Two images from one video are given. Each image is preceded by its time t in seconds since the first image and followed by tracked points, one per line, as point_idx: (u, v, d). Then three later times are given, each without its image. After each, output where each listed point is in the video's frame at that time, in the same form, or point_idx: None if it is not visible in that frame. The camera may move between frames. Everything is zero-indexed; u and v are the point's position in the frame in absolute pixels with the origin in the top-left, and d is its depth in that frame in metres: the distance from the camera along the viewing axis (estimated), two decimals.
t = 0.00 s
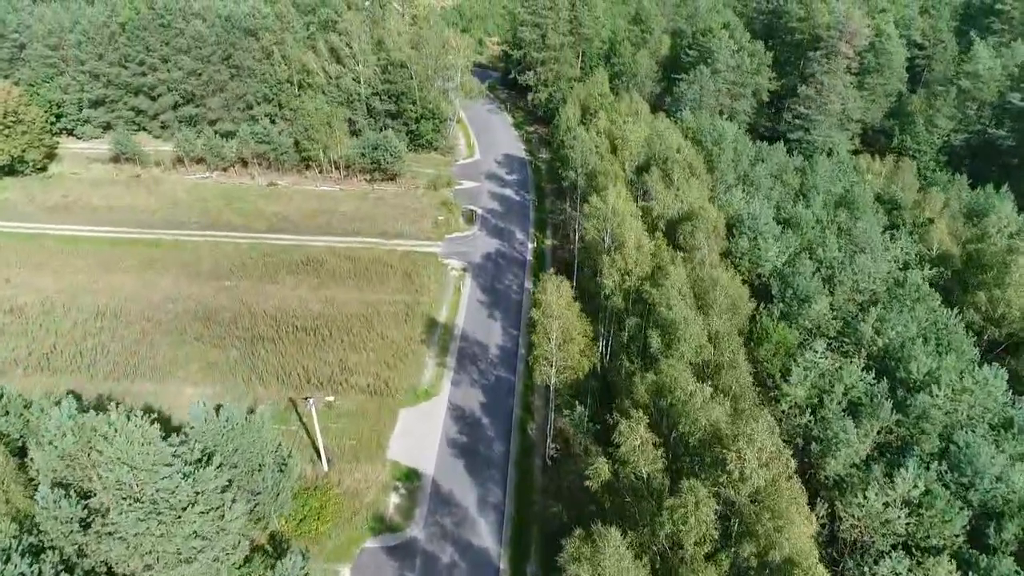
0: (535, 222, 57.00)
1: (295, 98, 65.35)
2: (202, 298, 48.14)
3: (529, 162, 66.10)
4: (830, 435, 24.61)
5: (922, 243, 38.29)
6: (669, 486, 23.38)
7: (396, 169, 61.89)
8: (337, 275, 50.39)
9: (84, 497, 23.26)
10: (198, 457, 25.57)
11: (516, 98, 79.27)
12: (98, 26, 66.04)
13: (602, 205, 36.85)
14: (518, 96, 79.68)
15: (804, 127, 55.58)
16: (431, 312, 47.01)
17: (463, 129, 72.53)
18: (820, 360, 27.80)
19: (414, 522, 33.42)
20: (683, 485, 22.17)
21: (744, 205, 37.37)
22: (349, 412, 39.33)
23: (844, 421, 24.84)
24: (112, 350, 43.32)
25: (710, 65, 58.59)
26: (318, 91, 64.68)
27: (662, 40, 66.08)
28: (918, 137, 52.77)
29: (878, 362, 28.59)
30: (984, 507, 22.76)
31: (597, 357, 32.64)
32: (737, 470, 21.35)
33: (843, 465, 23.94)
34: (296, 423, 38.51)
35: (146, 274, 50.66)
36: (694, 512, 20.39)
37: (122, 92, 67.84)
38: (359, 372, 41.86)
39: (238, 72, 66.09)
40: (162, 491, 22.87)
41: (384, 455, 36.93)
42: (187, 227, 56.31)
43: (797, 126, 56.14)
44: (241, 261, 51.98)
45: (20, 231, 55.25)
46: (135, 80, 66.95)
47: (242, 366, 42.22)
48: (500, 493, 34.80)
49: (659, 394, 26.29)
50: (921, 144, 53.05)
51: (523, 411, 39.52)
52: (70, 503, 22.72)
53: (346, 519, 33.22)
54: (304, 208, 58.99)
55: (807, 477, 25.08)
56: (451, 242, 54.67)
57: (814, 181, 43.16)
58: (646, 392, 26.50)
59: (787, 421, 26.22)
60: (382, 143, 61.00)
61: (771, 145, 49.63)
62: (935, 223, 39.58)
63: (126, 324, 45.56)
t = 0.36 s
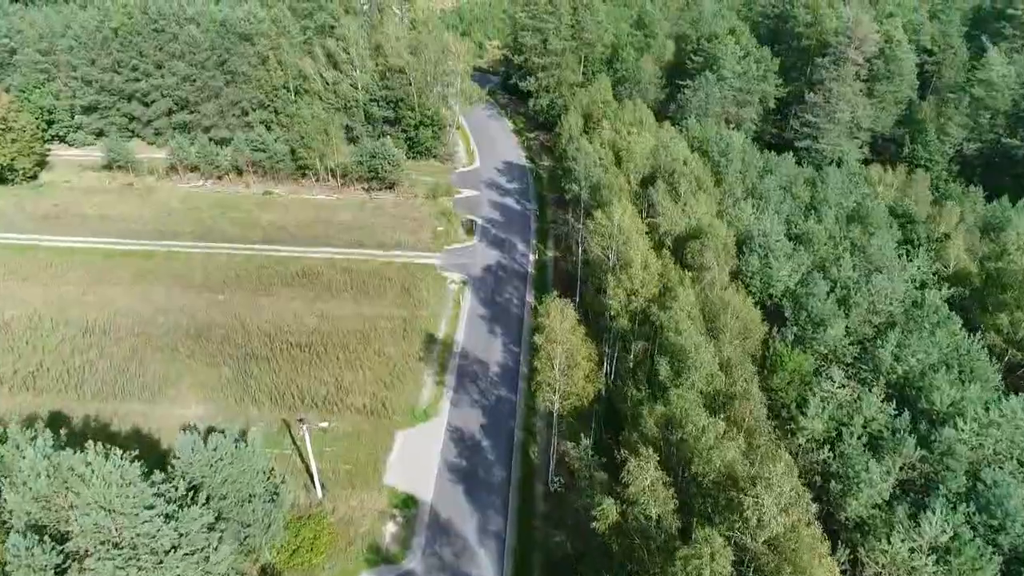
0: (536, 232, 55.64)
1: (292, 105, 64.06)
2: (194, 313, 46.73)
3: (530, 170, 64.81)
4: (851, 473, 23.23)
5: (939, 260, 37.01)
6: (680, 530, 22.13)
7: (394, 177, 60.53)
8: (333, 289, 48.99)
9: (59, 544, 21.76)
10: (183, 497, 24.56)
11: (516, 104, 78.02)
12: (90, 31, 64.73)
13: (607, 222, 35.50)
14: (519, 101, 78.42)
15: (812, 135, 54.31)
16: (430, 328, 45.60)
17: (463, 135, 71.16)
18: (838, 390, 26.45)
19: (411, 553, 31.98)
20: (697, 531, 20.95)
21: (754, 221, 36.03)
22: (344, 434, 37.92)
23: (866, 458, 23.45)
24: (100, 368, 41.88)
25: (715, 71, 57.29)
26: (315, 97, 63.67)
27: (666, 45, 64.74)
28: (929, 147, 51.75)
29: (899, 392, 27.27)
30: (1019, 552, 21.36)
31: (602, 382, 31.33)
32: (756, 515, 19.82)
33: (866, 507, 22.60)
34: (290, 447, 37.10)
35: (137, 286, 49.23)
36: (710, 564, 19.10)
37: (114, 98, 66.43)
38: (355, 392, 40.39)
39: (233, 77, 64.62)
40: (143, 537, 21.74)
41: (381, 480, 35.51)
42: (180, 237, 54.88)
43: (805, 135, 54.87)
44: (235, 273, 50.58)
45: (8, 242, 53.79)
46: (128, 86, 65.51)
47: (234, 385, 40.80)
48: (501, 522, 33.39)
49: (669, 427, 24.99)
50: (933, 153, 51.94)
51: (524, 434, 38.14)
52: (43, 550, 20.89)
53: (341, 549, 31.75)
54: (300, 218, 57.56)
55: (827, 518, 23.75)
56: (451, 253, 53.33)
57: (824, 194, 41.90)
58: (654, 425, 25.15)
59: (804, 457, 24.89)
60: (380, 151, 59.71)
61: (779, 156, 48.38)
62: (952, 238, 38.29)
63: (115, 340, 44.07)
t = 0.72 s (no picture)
0: (538, 243, 54.37)
1: (289, 112, 62.94)
2: (187, 328, 45.40)
3: (532, 178, 63.56)
4: (876, 516, 21.90)
5: (958, 277, 35.74)
6: None
7: (392, 186, 59.25)
8: (329, 302, 47.68)
9: None
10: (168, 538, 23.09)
11: (518, 109, 76.86)
12: (83, 36, 63.45)
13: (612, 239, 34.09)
14: (520, 107, 77.25)
15: (821, 144, 53.07)
16: (429, 344, 44.29)
17: (463, 142, 69.91)
18: (857, 422, 25.18)
19: None
20: None
21: (765, 237, 34.74)
22: (340, 457, 36.57)
23: (890, 498, 22.18)
24: (88, 386, 40.60)
25: (721, 78, 56.04)
26: (312, 104, 62.28)
27: (670, 50, 63.44)
28: (943, 157, 50.72)
29: (921, 423, 26.00)
30: None
31: (608, 409, 29.99)
32: (777, 567, 18.48)
33: (891, 553, 21.33)
34: (284, 471, 35.78)
35: (128, 300, 47.91)
36: None
37: (108, 104, 65.22)
38: (351, 412, 39.08)
39: (229, 83, 63.32)
40: None
41: (378, 507, 34.16)
42: (173, 248, 53.57)
43: (814, 144, 53.62)
44: (229, 286, 49.27)
45: None
46: (122, 92, 64.27)
47: (227, 405, 39.50)
48: (502, 552, 32.03)
49: (682, 464, 23.61)
50: (946, 163, 50.86)
51: (526, 457, 36.84)
52: None
53: None
54: (296, 228, 56.23)
55: (849, 562, 22.49)
56: (451, 265, 52.04)
57: (836, 208, 40.68)
58: (665, 460, 23.85)
59: (823, 495, 23.61)
60: (378, 159, 58.43)
61: (787, 166, 47.21)
62: (970, 255, 37.07)
63: (104, 357, 42.75)
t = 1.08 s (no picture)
0: (541, 255, 52.95)
1: (286, 119, 61.57)
2: (178, 345, 44.01)
3: (534, 187, 62.14)
4: (905, 566, 20.38)
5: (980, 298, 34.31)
6: None
7: (391, 196, 57.82)
8: (326, 318, 46.29)
9: None
10: None
11: (520, 115, 75.45)
12: (74, 41, 61.97)
13: (618, 258, 32.64)
14: (522, 113, 75.83)
15: (832, 153, 51.63)
16: (428, 362, 42.86)
17: (464, 149, 68.48)
18: (881, 460, 23.77)
19: None
20: None
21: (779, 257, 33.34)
22: (336, 484, 35.15)
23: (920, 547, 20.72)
24: (75, 407, 39.19)
25: (728, 86, 54.60)
26: (309, 111, 60.80)
27: (675, 56, 61.98)
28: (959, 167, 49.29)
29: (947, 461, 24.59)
30: None
31: (616, 440, 28.54)
32: None
33: None
34: (278, 499, 34.40)
35: (118, 315, 46.50)
36: None
37: (101, 111, 63.89)
38: (348, 436, 37.65)
39: (223, 90, 61.88)
40: None
41: (374, 537, 32.72)
42: (166, 261, 52.18)
43: (824, 153, 52.19)
44: (223, 301, 47.86)
45: None
46: (115, 99, 62.95)
47: (219, 428, 38.10)
48: None
49: (696, 507, 22.15)
50: (960, 173, 49.69)
51: (529, 483, 35.39)
52: None
53: None
54: (292, 239, 54.81)
55: None
56: (451, 279, 50.60)
57: (851, 223, 39.27)
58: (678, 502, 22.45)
59: (848, 541, 22.15)
60: (377, 169, 57.05)
61: (798, 178, 45.77)
62: (992, 274, 35.64)
63: (93, 376, 41.38)
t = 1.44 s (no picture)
0: (543, 269, 51.49)
1: (281, 128, 60.17)
2: (169, 364, 42.53)
3: (536, 196, 60.70)
4: None
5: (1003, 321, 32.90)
6: None
7: (389, 207, 56.38)
8: (321, 335, 44.83)
9: None
10: None
11: (521, 121, 74.07)
12: (65, 47, 60.52)
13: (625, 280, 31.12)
14: (523, 119, 74.46)
15: (843, 164, 50.19)
16: (427, 383, 41.36)
17: (464, 156, 67.04)
18: (908, 505, 22.31)
19: None
20: None
21: (793, 278, 31.87)
22: (330, 514, 33.66)
23: None
24: (60, 431, 37.68)
25: (736, 94, 53.13)
26: (305, 118, 59.37)
27: (680, 62, 60.52)
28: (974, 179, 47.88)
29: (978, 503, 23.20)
30: None
31: (624, 476, 27.05)
32: None
33: None
34: (269, 530, 32.94)
35: (107, 333, 45.01)
36: None
37: (93, 118, 62.52)
38: (343, 462, 36.15)
39: (217, 97, 60.43)
40: None
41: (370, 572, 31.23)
42: (157, 275, 50.68)
43: (834, 164, 50.76)
44: (215, 317, 46.37)
45: None
46: (107, 106, 61.60)
47: (209, 454, 36.61)
48: None
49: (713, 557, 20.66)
50: (976, 185, 48.38)
51: (532, 513, 33.90)
52: None
53: None
54: (287, 251, 53.34)
55: None
56: (451, 293, 49.12)
57: (866, 241, 37.85)
58: (693, 552, 20.96)
59: None
60: (374, 179, 55.63)
61: (808, 191, 44.37)
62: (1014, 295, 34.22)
63: (79, 398, 39.88)
